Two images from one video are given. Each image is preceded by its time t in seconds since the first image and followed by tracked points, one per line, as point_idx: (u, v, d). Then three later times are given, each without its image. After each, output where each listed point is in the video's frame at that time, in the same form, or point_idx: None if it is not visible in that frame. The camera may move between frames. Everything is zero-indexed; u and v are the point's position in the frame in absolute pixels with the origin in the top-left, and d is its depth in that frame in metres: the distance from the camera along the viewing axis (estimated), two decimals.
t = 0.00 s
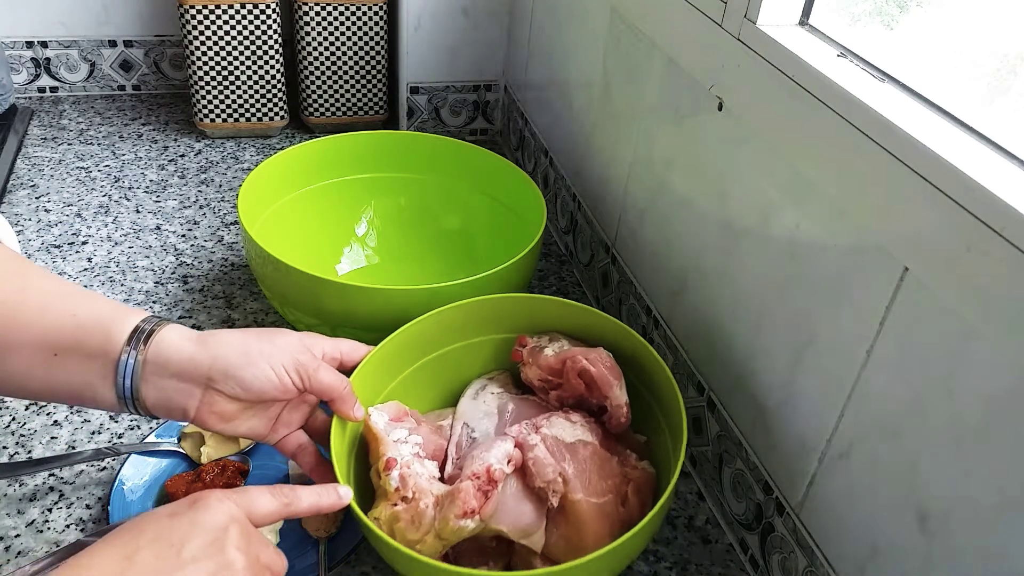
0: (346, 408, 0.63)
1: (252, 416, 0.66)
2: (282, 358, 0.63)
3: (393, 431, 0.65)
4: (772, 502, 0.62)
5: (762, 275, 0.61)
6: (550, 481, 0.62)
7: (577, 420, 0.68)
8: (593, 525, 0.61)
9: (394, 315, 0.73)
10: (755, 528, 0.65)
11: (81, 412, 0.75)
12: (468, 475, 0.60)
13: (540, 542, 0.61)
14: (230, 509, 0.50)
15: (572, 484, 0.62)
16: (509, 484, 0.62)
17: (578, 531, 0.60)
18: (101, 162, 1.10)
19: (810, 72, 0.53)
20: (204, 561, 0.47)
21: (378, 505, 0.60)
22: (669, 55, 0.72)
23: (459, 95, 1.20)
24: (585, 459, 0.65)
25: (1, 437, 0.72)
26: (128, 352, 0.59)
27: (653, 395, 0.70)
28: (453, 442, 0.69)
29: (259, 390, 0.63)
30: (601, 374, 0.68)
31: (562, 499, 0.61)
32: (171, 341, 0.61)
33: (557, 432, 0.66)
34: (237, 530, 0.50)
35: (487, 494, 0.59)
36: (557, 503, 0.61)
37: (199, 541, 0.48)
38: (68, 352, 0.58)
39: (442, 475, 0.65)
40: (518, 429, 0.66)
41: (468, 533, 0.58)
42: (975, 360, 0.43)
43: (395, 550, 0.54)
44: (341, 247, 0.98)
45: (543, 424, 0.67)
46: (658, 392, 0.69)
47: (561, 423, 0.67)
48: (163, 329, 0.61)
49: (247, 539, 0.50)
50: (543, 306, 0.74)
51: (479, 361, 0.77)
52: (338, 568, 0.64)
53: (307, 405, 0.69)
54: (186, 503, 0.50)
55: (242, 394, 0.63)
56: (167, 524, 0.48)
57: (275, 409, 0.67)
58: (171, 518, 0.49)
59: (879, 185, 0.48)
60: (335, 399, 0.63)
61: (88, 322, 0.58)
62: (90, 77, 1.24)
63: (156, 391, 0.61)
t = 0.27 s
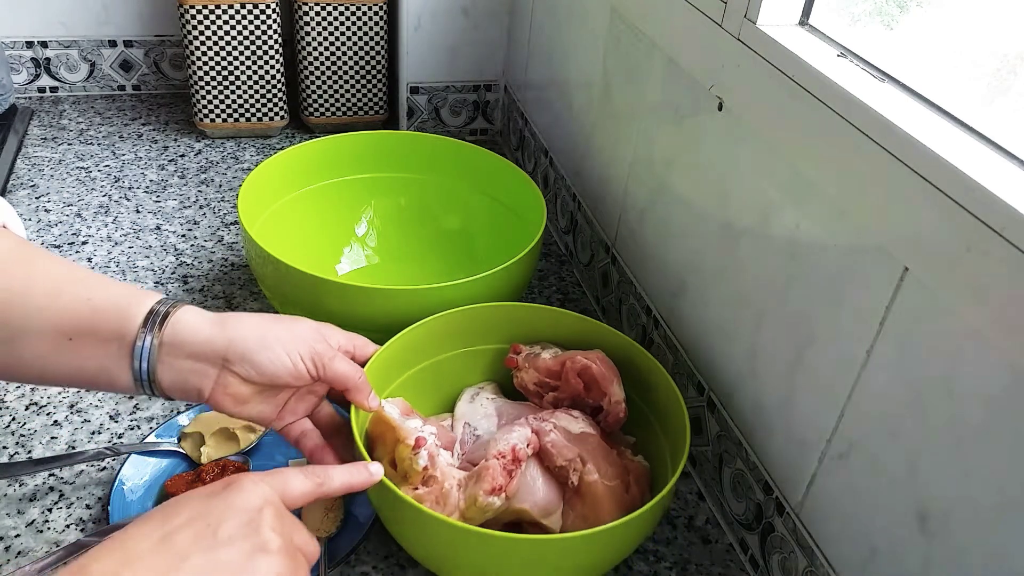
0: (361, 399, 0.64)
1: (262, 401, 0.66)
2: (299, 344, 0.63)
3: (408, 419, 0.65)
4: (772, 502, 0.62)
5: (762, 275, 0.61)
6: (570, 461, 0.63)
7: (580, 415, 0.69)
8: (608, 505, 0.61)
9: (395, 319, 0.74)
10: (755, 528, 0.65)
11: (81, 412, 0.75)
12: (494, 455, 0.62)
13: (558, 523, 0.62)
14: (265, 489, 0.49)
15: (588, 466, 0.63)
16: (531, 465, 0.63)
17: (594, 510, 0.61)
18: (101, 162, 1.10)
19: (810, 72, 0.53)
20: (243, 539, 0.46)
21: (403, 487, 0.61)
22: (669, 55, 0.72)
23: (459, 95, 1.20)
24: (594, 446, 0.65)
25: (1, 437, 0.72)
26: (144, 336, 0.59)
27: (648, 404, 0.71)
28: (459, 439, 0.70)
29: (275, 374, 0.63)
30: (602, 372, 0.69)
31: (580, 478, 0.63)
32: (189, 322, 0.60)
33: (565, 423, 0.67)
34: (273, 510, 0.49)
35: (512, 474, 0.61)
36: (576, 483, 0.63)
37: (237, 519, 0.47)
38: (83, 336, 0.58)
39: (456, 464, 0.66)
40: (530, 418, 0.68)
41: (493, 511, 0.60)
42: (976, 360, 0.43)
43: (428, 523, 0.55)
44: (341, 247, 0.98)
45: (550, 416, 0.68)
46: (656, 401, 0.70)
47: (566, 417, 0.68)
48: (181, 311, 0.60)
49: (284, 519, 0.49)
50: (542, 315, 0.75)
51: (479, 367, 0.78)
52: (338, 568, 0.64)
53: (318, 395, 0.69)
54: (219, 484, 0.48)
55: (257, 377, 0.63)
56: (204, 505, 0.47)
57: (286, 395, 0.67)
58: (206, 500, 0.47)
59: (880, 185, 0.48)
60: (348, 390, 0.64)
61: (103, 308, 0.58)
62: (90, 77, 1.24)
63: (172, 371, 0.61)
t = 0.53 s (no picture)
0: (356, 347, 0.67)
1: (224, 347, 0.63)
2: (254, 287, 0.61)
3: (410, 418, 0.65)
4: (772, 502, 0.62)
5: (762, 275, 0.61)
6: (570, 461, 0.63)
7: (581, 416, 0.68)
8: (607, 507, 0.61)
9: (395, 320, 0.74)
10: (755, 528, 0.65)
11: (81, 412, 0.75)
12: (494, 456, 0.62)
13: (557, 524, 0.62)
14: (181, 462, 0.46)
15: (588, 467, 0.63)
16: (531, 466, 0.63)
17: (593, 511, 0.61)
18: (101, 162, 1.10)
19: (810, 72, 0.53)
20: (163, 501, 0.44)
21: (403, 485, 0.61)
22: (669, 55, 0.72)
23: (459, 95, 1.20)
24: (595, 448, 0.65)
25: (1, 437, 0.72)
26: (103, 272, 0.57)
27: (649, 406, 0.72)
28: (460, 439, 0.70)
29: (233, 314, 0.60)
30: (603, 373, 0.69)
31: (580, 479, 0.62)
32: (149, 263, 0.58)
33: (566, 424, 0.67)
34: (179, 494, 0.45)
35: (512, 474, 0.61)
36: (575, 484, 0.62)
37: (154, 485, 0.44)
38: (52, 283, 0.56)
39: (457, 464, 0.66)
40: (531, 418, 0.68)
41: (492, 511, 0.60)
42: (976, 360, 0.43)
43: (426, 521, 0.55)
44: (341, 247, 0.99)
45: (551, 418, 0.68)
46: (656, 402, 0.70)
47: (568, 419, 0.68)
48: (139, 250, 0.59)
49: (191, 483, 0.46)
50: (543, 314, 0.75)
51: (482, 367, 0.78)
52: (338, 568, 0.64)
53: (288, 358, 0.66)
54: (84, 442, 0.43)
55: (213, 319, 0.60)
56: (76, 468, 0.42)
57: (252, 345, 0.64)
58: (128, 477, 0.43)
59: (879, 184, 0.48)
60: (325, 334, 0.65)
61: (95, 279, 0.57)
62: (90, 77, 1.24)
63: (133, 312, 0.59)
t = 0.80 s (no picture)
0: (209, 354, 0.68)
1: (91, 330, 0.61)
2: (138, 286, 0.59)
3: (411, 418, 0.65)
4: (773, 502, 0.62)
5: (762, 276, 0.61)
6: (570, 461, 0.63)
7: (581, 416, 0.68)
8: (608, 506, 0.61)
9: (395, 320, 0.74)
10: (755, 528, 0.65)
11: (81, 412, 0.75)
12: (494, 456, 0.62)
13: (557, 524, 0.62)
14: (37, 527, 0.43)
15: (588, 467, 0.63)
16: (531, 466, 0.63)
17: (593, 511, 0.61)
18: (101, 162, 1.10)
19: (810, 73, 0.53)
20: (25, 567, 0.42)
21: (402, 485, 0.61)
22: (669, 55, 0.72)
23: (459, 95, 1.20)
24: (596, 448, 0.65)
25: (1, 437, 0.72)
26: None
27: (649, 406, 0.72)
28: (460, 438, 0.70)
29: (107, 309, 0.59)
30: (603, 373, 0.69)
31: (580, 479, 0.62)
32: (34, 260, 0.56)
33: (566, 424, 0.67)
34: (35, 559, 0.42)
35: (512, 474, 0.61)
36: (575, 483, 0.62)
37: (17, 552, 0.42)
38: None
39: (457, 464, 0.66)
40: (531, 418, 0.68)
41: (492, 511, 0.60)
42: (976, 361, 0.43)
43: (426, 521, 0.55)
44: (341, 247, 0.99)
45: (550, 418, 0.67)
46: (656, 402, 0.70)
47: (568, 419, 0.68)
48: (27, 251, 0.56)
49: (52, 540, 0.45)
50: (544, 313, 0.75)
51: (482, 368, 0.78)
52: (338, 568, 0.64)
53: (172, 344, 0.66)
54: None
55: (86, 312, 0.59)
56: None
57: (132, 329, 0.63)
58: None
59: (879, 185, 0.48)
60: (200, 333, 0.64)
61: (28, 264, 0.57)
62: (90, 77, 1.24)
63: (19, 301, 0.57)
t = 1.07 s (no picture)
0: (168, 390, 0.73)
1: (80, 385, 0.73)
2: (116, 336, 0.71)
3: (411, 418, 0.65)
4: (773, 502, 0.62)
5: (762, 275, 0.61)
6: (570, 461, 0.63)
7: (581, 416, 0.68)
8: (607, 507, 0.62)
9: (395, 320, 0.74)
10: (755, 528, 0.65)
11: (81, 412, 0.75)
12: (494, 455, 0.62)
13: (557, 524, 0.62)
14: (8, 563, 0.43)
15: (588, 467, 0.63)
16: (531, 466, 0.63)
17: (593, 511, 0.61)
18: (101, 162, 1.10)
19: (810, 73, 0.53)
20: None
21: (403, 485, 0.61)
22: (668, 56, 0.72)
23: (459, 95, 1.20)
24: (596, 448, 0.65)
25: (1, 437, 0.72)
26: None
27: (649, 405, 0.72)
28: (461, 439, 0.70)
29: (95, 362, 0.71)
30: (602, 373, 0.69)
31: (580, 479, 0.62)
32: (18, 305, 0.69)
33: (567, 424, 0.67)
34: None
35: (512, 474, 0.61)
36: (575, 484, 0.62)
37: None
38: None
39: (456, 464, 0.66)
40: (531, 418, 0.68)
41: (492, 511, 0.60)
42: (977, 360, 0.43)
43: (426, 521, 0.55)
44: (341, 247, 0.99)
45: (551, 418, 0.67)
46: (656, 402, 0.70)
47: (567, 419, 0.68)
48: (14, 299, 0.69)
49: None
50: (544, 314, 0.75)
51: (481, 368, 0.78)
52: (338, 568, 0.64)
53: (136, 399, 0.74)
54: None
55: (75, 362, 0.72)
56: None
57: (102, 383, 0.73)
58: None
59: (879, 185, 0.48)
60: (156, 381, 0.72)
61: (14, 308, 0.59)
62: (90, 77, 1.24)
63: None
